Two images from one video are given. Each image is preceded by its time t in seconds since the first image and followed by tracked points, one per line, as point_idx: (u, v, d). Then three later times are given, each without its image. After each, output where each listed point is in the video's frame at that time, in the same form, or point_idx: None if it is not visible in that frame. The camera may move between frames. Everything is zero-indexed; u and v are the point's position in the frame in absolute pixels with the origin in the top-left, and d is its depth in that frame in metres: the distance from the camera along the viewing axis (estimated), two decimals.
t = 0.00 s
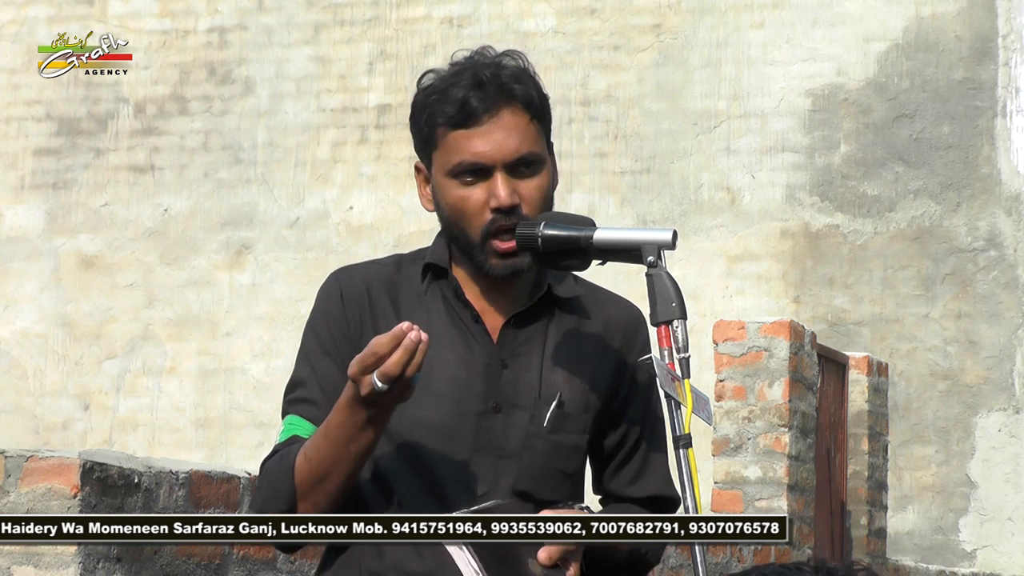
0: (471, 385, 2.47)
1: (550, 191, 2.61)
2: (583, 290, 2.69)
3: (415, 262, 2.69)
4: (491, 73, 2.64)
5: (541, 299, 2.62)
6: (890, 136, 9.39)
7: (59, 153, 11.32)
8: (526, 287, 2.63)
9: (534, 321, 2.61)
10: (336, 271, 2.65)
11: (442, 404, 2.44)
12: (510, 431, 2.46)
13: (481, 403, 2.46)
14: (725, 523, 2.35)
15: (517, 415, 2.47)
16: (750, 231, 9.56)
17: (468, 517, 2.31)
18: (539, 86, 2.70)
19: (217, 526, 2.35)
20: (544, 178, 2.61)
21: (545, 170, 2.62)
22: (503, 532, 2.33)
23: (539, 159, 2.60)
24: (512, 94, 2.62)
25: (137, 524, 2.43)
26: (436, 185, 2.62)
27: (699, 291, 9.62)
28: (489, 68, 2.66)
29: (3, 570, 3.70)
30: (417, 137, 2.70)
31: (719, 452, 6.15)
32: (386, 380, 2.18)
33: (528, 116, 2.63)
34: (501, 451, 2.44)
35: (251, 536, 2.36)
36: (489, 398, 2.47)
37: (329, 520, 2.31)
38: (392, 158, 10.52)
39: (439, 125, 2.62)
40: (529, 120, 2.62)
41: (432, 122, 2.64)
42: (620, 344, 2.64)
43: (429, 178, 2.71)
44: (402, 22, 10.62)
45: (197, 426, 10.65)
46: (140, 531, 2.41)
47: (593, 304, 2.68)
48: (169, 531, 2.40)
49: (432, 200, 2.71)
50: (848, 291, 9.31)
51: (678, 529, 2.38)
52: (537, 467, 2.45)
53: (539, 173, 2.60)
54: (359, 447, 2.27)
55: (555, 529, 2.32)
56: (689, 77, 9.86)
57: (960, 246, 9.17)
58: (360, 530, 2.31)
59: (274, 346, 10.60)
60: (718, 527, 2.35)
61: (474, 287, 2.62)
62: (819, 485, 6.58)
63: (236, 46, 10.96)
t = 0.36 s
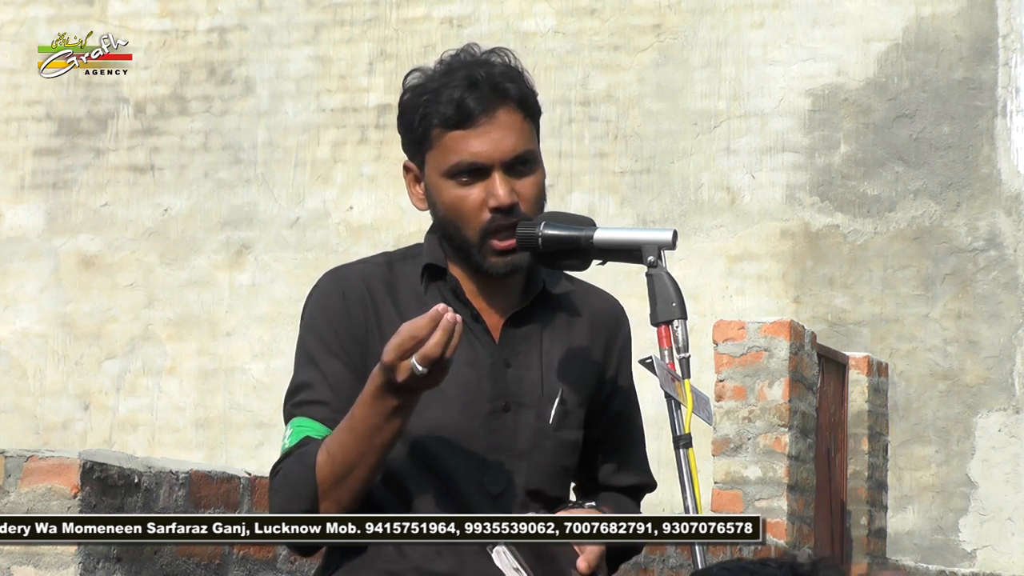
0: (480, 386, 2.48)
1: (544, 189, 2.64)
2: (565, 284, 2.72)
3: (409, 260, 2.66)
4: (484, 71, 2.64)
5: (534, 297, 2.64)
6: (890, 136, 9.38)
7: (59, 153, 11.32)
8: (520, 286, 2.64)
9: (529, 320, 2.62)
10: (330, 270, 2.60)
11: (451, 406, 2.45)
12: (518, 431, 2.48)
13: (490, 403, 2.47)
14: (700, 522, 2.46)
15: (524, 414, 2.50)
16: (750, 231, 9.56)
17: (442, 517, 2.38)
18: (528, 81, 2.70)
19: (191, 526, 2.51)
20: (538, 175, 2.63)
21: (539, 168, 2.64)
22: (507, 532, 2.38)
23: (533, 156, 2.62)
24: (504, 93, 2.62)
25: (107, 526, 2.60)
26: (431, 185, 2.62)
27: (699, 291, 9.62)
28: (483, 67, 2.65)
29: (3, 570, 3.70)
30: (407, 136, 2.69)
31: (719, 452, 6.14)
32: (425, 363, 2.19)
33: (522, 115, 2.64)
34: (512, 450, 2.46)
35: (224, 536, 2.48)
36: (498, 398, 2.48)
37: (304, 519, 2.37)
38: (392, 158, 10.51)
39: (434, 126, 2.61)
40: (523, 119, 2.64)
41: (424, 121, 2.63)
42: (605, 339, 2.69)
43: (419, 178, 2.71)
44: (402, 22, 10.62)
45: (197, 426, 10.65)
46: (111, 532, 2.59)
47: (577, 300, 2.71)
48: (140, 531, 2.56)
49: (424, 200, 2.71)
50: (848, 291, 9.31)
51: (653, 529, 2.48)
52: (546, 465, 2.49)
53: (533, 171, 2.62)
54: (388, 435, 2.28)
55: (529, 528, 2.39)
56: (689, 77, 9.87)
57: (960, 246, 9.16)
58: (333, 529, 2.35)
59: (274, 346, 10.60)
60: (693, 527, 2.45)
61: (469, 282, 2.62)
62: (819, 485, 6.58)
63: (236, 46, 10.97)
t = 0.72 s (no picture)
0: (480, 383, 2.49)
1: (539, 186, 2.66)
2: (544, 284, 2.76)
3: (400, 260, 2.63)
4: (489, 65, 2.66)
5: (523, 296, 2.68)
6: (890, 136, 9.38)
7: (59, 153, 11.32)
8: (506, 287, 2.69)
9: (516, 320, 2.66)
10: (322, 271, 2.56)
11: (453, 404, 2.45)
12: (518, 428, 2.49)
13: (490, 401, 2.48)
14: (672, 523, 2.50)
15: (524, 410, 2.52)
16: (750, 231, 9.55)
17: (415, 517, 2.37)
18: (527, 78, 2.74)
19: (164, 525, 2.57)
20: (535, 173, 2.65)
21: (536, 164, 2.66)
22: (497, 532, 2.40)
23: (531, 151, 2.64)
24: (506, 88, 2.65)
25: (79, 526, 2.64)
26: (428, 176, 2.64)
27: (698, 291, 9.62)
28: (486, 62, 2.67)
29: (3, 570, 3.70)
30: (405, 126, 2.70)
31: (719, 452, 6.15)
32: (465, 371, 2.19)
33: (523, 114, 2.66)
34: (513, 448, 2.48)
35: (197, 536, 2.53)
36: (497, 396, 2.49)
37: (276, 520, 2.35)
38: (392, 157, 10.51)
39: (436, 116, 2.62)
40: (524, 115, 2.66)
41: (426, 110, 2.64)
42: (581, 338, 2.75)
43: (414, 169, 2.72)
44: (402, 22, 10.62)
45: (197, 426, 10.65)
46: (83, 532, 2.62)
47: (555, 301, 2.74)
48: (115, 531, 2.60)
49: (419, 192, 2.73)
50: (848, 291, 9.31)
51: (626, 529, 2.50)
52: (545, 460, 2.52)
53: (531, 165, 2.64)
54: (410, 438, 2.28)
55: (504, 529, 2.41)
56: (689, 77, 9.87)
57: (960, 246, 9.16)
58: (307, 530, 2.33)
59: (274, 346, 10.60)
60: (665, 527, 2.49)
61: (463, 274, 2.65)
62: (819, 485, 6.58)
63: (236, 46, 10.97)
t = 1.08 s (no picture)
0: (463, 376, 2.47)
1: (518, 164, 2.65)
2: (514, 284, 2.73)
3: (383, 251, 2.55)
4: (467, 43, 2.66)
5: (499, 293, 2.64)
6: (890, 136, 9.39)
7: (59, 153, 11.33)
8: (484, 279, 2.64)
9: (494, 316, 2.63)
10: (307, 262, 2.47)
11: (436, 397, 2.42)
12: (498, 422, 2.48)
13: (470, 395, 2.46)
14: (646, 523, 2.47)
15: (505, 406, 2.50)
16: (750, 231, 9.55)
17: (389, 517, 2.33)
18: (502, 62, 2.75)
19: (137, 526, 2.51)
20: (514, 151, 2.64)
21: (514, 143, 2.65)
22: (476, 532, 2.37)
23: (509, 129, 2.64)
24: (485, 66, 2.64)
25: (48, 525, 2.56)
26: (409, 154, 2.60)
27: (698, 291, 9.62)
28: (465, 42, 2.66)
29: (3, 570, 3.70)
30: (383, 108, 2.66)
31: (719, 452, 6.15)
32: (488, 405, 2.13)
33: (499, 89, 2.66)
34: (493, 443, 2.47)
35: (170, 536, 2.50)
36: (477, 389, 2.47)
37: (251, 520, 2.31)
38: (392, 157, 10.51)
39: (417, 89, 2.60)
40: (501, 94, 2.66)
41: (407, 87, 2.61)
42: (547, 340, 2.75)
43: (395, 155, 2.67)
44: (402, 22, 10.63)
45: (197, 427, 10.65)
46: (58, 531, 2.54)
47: (523, 300, 2.73)
48: (86, 531, 2.54)
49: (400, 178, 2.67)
50: (848, 291, 9.31)
51: (600, 529, 2.49)
52: (522, 455, 2.52)
53: (509, 143, 2.63)
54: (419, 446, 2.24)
55: (477, 529, 2.37)
56: (689, 77, 9.87)
57: (960, 246, 9.16)
58: (280, 530, 2.28)
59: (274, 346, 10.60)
60: (640, 527, 2.47)
61: (448, 262, 2.59)
62: (819, 485, 6.58)
63: (236, 46, 10.97)
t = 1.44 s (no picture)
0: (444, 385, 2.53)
1: (508, 174, 2.69)
2: (494, 293, 2.79)
3: (364, 256, 2.61)
4: (469, 51, 2.72)
5: (479, 301, 2.70)
6: (890, 136, 9.38)
7: (59, 153, 11.33)
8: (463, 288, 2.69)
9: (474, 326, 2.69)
10: (287, 267, 2.52)
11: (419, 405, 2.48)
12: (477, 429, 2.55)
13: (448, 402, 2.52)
14: (619, 523, 2.57)
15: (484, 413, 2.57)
16: (750, 231, 9.55)
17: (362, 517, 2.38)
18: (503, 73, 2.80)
19: (111, 526, 2.56)
20: (505, 161, 2.69)
21: (506, 154, 2.70)
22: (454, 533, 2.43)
23: (503, 140, 2.69)
24: (484, 75, 2.69)
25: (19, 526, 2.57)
26: (400, 154, 2.65)
27: (699, 290, 9.62)
28: (468, 50, 2.71)
29: (4, 570, 3.70)
30: (378, 106, 2.71)
31: (719, 452, 6.21)
32: (470, 425, 2.20)
33: (496, 99, 2.71)
34: (472, 449, 2.53)
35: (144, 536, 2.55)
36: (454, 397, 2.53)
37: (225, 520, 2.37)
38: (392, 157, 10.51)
39: (414, 90, 2.65)
40: (498, 104, 2.72)
41: (404, 88, 2.66)
42: (524, 349, 2.82)
43: (385, 155, 2.72)
44: (402, 22, 10.63)
45: (197, 426, 10.62)
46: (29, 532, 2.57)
47: (502, 309, 2.78)
48: (61, 531, 2.58)
49: (388, 178, 2.71)
50: (848, 291, 9.31)
51: (573, 529, 2.56)
52: (500, 462, 2.58)
53: (502, 153, 2.68)
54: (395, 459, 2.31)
55: (451, 529, 2.43)
56: (689, 77, 9.86)
57: (960, 246, 9.15)
58: (254, 529, 2.34)
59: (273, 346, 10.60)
60: (612, 527, 2.57)
61: (430, 269, 2.64)
62: (819, 485, 6.58)
63: (236, 46, 10.97)
